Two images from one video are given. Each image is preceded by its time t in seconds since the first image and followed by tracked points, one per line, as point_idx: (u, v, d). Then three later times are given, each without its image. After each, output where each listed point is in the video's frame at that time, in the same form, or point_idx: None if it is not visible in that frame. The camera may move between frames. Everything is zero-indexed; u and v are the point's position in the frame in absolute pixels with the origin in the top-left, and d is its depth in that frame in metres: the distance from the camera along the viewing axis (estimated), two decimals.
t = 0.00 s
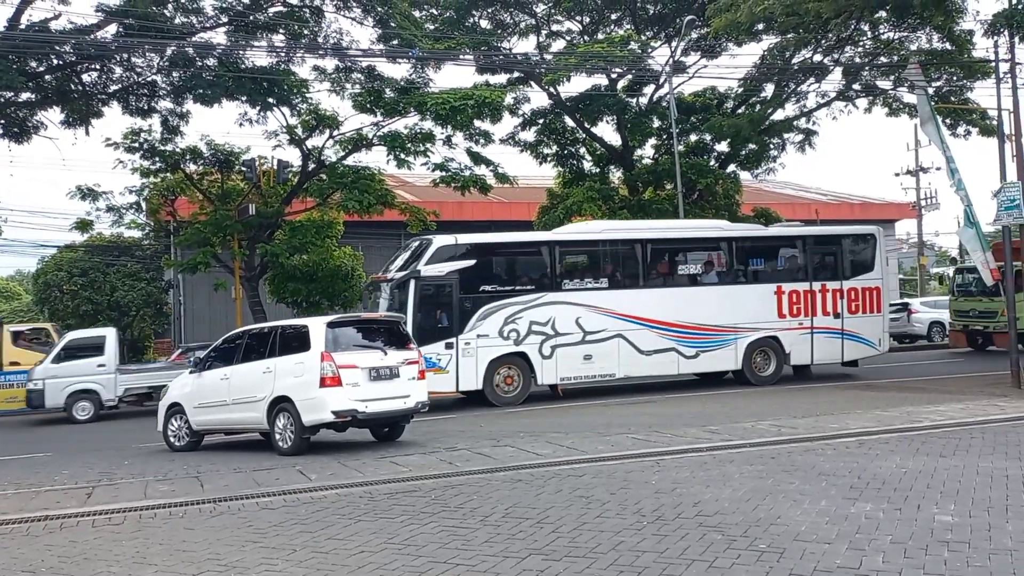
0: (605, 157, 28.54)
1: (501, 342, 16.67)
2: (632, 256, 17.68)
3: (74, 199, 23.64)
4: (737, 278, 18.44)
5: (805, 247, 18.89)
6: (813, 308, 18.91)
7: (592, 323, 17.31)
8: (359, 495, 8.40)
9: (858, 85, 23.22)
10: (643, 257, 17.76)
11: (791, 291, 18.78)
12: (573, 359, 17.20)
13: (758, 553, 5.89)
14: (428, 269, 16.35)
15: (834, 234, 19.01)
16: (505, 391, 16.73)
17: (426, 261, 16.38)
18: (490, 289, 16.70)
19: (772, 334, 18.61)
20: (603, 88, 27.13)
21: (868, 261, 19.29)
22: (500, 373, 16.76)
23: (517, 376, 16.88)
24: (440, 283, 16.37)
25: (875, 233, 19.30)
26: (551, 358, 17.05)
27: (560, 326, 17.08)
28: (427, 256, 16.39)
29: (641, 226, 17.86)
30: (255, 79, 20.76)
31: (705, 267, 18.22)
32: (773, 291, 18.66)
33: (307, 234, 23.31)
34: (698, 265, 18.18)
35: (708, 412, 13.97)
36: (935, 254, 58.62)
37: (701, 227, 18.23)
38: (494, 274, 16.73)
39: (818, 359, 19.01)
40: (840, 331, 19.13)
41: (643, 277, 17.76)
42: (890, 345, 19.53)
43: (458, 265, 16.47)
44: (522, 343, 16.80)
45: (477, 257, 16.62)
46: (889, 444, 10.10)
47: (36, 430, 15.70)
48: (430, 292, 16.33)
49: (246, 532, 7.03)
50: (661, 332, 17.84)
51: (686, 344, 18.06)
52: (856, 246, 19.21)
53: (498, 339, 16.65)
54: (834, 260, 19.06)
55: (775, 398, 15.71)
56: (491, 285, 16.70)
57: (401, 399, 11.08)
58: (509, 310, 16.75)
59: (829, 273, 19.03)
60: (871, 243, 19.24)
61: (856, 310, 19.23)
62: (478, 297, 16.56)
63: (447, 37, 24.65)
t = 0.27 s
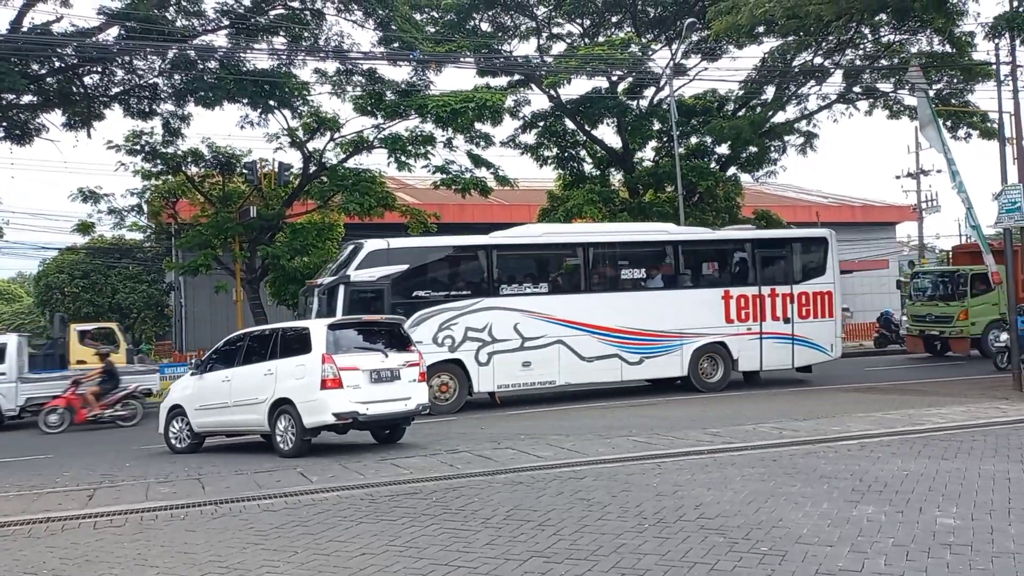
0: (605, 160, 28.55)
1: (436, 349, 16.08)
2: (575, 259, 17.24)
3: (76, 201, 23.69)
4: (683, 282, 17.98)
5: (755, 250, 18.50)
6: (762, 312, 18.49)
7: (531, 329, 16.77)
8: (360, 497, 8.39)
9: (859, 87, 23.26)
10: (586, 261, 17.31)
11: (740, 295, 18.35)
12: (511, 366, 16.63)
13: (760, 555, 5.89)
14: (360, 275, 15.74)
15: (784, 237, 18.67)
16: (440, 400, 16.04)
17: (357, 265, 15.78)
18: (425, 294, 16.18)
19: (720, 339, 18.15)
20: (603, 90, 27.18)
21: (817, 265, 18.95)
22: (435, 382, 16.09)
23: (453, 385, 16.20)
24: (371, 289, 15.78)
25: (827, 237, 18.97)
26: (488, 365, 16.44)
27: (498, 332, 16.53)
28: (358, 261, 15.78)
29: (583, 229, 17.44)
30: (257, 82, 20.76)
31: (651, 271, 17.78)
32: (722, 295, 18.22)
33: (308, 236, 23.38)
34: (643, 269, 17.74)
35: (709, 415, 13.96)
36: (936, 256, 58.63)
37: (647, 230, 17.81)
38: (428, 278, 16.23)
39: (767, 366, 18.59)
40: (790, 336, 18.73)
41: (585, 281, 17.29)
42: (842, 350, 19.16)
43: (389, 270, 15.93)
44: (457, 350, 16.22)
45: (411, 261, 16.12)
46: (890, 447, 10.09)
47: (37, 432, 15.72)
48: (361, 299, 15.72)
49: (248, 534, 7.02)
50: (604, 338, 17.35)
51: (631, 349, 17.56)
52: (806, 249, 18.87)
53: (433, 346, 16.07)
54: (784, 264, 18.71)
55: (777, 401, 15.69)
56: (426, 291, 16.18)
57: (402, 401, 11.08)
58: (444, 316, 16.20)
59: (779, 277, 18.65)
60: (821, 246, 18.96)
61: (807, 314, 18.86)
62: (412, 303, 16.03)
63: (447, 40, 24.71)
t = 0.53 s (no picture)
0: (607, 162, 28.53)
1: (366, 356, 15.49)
2: (514, 263, 16.68)
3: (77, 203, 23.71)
4: (628, 287, 17.43)
5: (704, 254, 17.98)
6: (709, 318, 17.93)
7: (467, 335, 16.17)
8: (362, 499, 8.40)
9: (861, 90, 23.26)
10: (527, 265, 16.76)
11: (686, 300, 17.77)
12: (446, 374, 16.03)
13: (762, 558, 5.89)
14: (286, 279, 15.18)
15: (733, 241, 18.17)
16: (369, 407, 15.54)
17: (283, 270, 15.22)
18: (356, 299, 15.61)
19: (665, 345, 17.56)
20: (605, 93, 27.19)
21: (767, 268, 18.41)
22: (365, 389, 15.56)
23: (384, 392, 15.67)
24: (298, 293, 15.21)
25: (778, 241, 18.49)
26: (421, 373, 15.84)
27: (432, 338, 15.93)
28: (285, 265, 15.24)
29: (526, 232, 16.90)
30: (258, 85, 20.77)
31: (594, 276, 17.23)
32: (667, 300, 17.66)
33: (310, 238, 23.41)
34: (586, 274, 17.19)
35: (711, 417, 13.96)
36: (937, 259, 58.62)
37: (592, 233, 17.28)
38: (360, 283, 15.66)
39: (715, 372, 18.00)
40: (739, 341, 18.16)
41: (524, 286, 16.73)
42: (793, 356, 18.61)
43: (318, 275, 15.37)
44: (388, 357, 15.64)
45: (341, 265, 15.55)
46: (892, 449, 10.09)
47: (37, 434, 15.71)
48: (288, 304, 15.19)
49: (250, 536, 7.03)
50: (544, 344, 16.75)
51: (572, 356, 16.95)
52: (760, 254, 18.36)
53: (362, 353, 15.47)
54: (733, 268, 18.16)
55: (778, 404, 15.70)
56: (356, 295, 15.62)
57: (404, 403, 11.08)
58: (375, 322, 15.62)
59: (728, 281, 18.12)
60: (772, 250, 18.43)
61: (757, 319, 18.30)
62: (342, 309, 15.46)
63: (449, 42, 24.74)
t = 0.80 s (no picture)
0: (609, 167, 28.55)
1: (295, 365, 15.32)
2: (453, 269, 16.48)
3: (80, 208, 23.73)
4: (570, 294, 17.20)
5: (648, 260, 17.76)
6: (654, 325, 17.72)
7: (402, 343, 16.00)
8: (365, 504, 8.38)
9: (864, 95, 23.25)
10: (464, 272, 16.55)
11: (631, 307, 17.57)
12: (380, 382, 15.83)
13: (766, 564, 5.87)
14: (209, 287, 15.02)
15: (680, 247, 17.97)
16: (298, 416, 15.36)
17: (206, 277, 15.07)
18: (283, 306, 15.46)
19: (609, 353, 17.35)
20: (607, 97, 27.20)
21: (715, 275, 18.19)
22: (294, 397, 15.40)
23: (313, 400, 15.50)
24: (222, 301, 15.07)
25: (726, 247, 18.27)
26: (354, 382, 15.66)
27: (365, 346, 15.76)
28: (207, 272, 15.10)
29: (463, 238, 16.68)
30: (261, 89, 20.78)
31: (536, 283, 17.01)
32: (612, 307, 17.45)
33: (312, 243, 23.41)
34: (527, 281, 16.97)
35: (713, 422, 13.94)
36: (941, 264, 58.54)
37: (534, 239, 17.06)
38: (286, 290, 15.50)
39: (660, 380, 17.75)
40: (686, 349, 17.92)
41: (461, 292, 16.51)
42: (743, 364, 18.34)
43: (242, 282, 15.19)
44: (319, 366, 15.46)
45: (267, 272, 15.38)
46: (896, 454, 10.06)
47: (39, 439, 15.71)
48: (210, 312, 15.07)
49: (252, 540, 7.02)
50: (483, 352, 16.54)
51: (512, 364, 16.75)
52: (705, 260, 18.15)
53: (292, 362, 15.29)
54: (679, 274, 17.96)
55: (781, 409, 15.67)
56: (284, 302, 15.46)
57: (406, 407, 11.06)
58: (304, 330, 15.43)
59: (674, 287, 17.89)
60: (721, 256, 18.24)
61: (704, 327, 18.06)
62: (268, 315, 15.31)
63: (451, 47, 24.78)
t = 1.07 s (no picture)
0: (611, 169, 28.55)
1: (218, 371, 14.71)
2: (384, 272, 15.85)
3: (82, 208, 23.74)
4: (509, 299, 16.61)
5: (591, 263, 17.14)
6: (597, 330, 17.08)
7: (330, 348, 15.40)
8: (366, 505, 8.36)
9: (866, 97, 23.23)
10: (397, 275, 15.93)
11: (573, 311, 16.94)
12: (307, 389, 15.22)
13: (768, 566, 5.86)
14: (125, 289, 14.40)
15: (625, 249, 17.34)
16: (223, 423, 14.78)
17: (123, 279, 14.47)
18: (204, 310, 14.83)
19: (549, 358, 16.73)
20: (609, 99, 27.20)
21: (660, 279, 17.54)
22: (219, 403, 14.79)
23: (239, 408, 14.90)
24: (140, 304, 14.45)
25: (673, 250, 17.59)
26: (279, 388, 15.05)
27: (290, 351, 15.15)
28: (124, 274, 14.49)
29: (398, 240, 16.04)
30: (263, 90, 20.76)
31: (473, 287, 16.42)
32: (553, 311, 16.82)
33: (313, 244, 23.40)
34: (465, 285, 16.39)
35: (714, 424, 13.92)
36: (942, 267, 58.51)
37: (473, 241, 16.47)
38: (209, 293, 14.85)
39: (603, 387, 17.13)
40: (630, 355, 17.29)
41: (394, 296, 15.90)
42: (690, 370, 17.72)
43: (161, 285, 14.57)
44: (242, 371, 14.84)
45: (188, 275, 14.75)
46: (898, 457, 10.04)
47: (39, 439, 15.71)
48: (127, 315, 14.45)
49: (254, 541, 7.00)
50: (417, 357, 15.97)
51: (447, 370, 16.16)
52: (654, 264, 17.51)
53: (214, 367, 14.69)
54: (622, 277, 17.30)
55: (783, 411, 15.66)
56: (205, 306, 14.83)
57: (407, 409, 11.05)
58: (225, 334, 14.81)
59: (617, 291, 17.25)
60: (667, 259, 17.57)
61: (649, 332, 17.42)
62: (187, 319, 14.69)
63: (453, 49, 24.80)
